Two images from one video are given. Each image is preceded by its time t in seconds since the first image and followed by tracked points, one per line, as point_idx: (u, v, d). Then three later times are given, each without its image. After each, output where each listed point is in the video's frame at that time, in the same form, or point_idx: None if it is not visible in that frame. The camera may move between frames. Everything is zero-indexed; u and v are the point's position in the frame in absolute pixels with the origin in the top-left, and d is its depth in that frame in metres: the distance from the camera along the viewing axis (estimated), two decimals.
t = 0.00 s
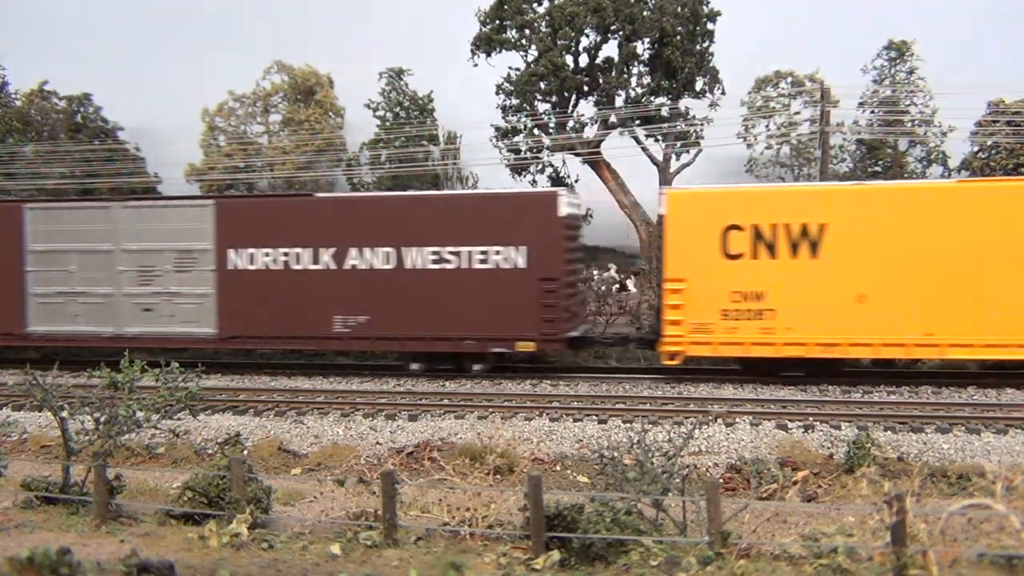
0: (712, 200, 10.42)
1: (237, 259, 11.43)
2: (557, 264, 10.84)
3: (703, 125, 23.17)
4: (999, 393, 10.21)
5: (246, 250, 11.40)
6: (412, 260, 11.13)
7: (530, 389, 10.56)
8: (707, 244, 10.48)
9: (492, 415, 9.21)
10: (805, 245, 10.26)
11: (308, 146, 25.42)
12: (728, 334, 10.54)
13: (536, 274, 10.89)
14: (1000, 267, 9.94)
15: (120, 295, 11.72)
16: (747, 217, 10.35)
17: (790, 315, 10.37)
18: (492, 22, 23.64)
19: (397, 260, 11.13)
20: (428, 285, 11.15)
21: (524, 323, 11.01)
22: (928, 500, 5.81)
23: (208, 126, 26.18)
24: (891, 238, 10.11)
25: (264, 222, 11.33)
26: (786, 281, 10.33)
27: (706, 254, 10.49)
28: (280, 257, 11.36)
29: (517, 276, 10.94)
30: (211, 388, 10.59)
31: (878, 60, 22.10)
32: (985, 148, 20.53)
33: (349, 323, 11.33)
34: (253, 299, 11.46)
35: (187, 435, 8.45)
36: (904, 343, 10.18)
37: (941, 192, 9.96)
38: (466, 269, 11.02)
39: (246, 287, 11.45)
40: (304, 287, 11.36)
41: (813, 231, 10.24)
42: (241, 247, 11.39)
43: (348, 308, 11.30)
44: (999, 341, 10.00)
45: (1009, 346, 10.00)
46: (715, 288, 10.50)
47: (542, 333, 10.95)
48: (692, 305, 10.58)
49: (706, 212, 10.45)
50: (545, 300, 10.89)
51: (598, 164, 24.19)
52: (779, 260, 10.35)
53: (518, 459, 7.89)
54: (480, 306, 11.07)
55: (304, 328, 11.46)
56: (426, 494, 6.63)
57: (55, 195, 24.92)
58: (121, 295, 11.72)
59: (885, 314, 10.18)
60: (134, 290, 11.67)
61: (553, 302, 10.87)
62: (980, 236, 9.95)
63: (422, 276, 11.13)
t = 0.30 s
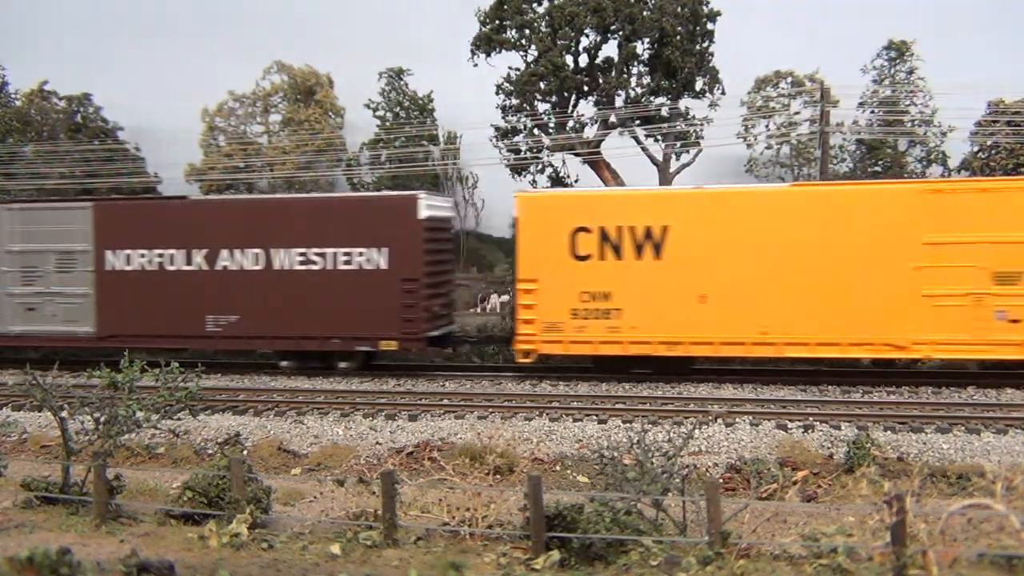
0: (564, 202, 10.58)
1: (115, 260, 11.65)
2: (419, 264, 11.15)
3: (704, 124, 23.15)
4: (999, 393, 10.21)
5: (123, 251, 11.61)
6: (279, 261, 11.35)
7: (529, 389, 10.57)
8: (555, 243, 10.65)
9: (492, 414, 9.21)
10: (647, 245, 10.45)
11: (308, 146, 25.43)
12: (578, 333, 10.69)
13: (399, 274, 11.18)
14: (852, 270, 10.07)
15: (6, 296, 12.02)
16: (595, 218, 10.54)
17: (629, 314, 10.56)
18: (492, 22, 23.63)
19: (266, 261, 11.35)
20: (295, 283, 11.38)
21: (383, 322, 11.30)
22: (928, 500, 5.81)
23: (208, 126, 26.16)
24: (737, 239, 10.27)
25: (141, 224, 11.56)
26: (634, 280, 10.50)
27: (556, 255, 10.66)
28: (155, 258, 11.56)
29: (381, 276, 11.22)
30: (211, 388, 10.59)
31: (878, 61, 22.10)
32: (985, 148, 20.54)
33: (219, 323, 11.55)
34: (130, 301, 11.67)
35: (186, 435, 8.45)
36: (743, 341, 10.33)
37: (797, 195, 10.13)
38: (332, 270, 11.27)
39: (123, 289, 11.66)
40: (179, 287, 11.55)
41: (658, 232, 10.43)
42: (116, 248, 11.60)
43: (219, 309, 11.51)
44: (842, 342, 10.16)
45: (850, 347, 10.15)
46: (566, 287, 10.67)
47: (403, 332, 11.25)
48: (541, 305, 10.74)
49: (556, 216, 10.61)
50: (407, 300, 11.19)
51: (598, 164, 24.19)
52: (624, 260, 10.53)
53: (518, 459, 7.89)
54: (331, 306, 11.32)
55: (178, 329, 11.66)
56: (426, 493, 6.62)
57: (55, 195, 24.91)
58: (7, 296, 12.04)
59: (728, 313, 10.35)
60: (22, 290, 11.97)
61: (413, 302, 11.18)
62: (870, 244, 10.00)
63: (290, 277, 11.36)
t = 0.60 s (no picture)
0: (426, 204, 10.95)
1: None
2: (287, 264, 11.44)
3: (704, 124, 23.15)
4: (999, 393, 10.21)
5: (7, 253, 12.01)
6: (156, 262, 11.64)
7: (529, 389, 10.57)
8: (416, 245, 11.01)
9: (492, 415, 9.21)
10: (502, 248, 10.84)
11: (308, 146, 25.43)
12: (438, 332, 11.05)
13: (267, 275, 11.47)
14: (676, 271, 10.53)
15: None
16: (454, 220, 10.92)
17: (488, 313, 10.94)
18: (492, 22, 23.62)
19: (142, 261, 11.63)
20: (67, 282, 11.88)
21: (249, 321, 11.57)
22: (927, 500, 5.81)
23: (207, 126, 26.16)
24: (559, 238, 10.75)
25: (21, 226, 11.94)
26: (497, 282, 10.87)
27: (419, 256, 11.02)
28: (38, 259, 11.92)
29: (251, 276, 11.49)
30: (211, 389, 10.59)
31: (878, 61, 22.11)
32: (985, 148, 20.55)
33: (98, 322, 11.82)
34: (18, 302, 12.04)
35: (187, 435, 8.45)
36: (589, 339, 10.75)
37: (644, 199, 10.57)
38: (203, 270, 11.54)
39: (9, 290, 12.05)
40: (60, 287, 11.88)
41: (512, 234, 10.84)
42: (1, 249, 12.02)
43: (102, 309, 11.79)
44: (658, 337, 10.59)
45: (694, 345, 10.52)
46: (426, 289, 11.04)
47: (273, 331, 11.51)
48: (403, 305, 11.08)
49: (416, 218, 10.99)
50: (275, 300, 11.48)
51: (598, 164, 24.18)
52: (480, 261, 10.92)
53: (518, 459, 7.89)
54: (214, 305, 11.59)
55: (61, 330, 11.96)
56: (426, 494, 6.62)
57: (55, 195, 24.91)
58: None
59: (573, 312, 10.77)
60: None
61: (281, 302, 11.47)
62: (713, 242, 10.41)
63: (153, 278, 11.66)
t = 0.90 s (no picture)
0: (330, 206, 11.17)
1: None
2: (161, 265, 11.62)
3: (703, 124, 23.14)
4: (999, 393, 10.20)
5: None
6: (37, 263, 11.93)
7: (529, 389, 10.57)
8: (283, 246, 11.28)
9: (492, 414, 9.21)
10: (364, 249, 11.12)
11: (308, 146, 25.43)
12: (304, 331, 11.29)
13: (144, 274, 11.64)
14: (547, 275, 10.72)
15: None
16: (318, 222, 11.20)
17: (351, 313, 11.19)
18: (491, 22, 23.62)
19: (25, 262, 11.92)
20: None
21: (128, 320, 11.75)
22: (927, 500, 5.81)
23: (207, 126, 26.13)
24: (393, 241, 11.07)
25: None
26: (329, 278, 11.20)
27: (284, 257, 11.28)
28: None
29: (129, 276, 11.68)
30: (211, 389, 10.59)
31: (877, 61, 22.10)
32: (985, 148, 20.56)
33: None
34: None
35: (187, 435, 8.45)
36: (452, 339, 10.98)
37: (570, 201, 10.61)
38: (82, 270, 11.79)
39: None
40: None
41: (374, 236, 11.13)
42: None
43: None
44: (503, 340, 10.86)
45: (545, 343, 10.76)
46: (295, 288, 11.28)
47: (148, 330, 11.67)
48: (270, 305, 11.32)
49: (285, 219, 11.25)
50: (151, 299, 11.65)
51: (598, 164, 24.18)
52: (344, 261, 11.18)
53: (518, 459, 7.89)
54: (99, 305, 11.80)
55: None
56: (426, 493, 6.62)
57: (55, 195, 24.89)
58: None
59: (434, 312, 11.02)
60: None
61: (157, 301, 11.64)
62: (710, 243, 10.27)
63: (39, 278, 11.94)
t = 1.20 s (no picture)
0: (208, 209, 11.39)
1: None
2: (42, 264, 11.75)
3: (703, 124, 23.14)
4: (999, 393, 10.20)
5: None
6: None
7: (528, 389, 10.56)
8: (158, 241, 11.49)
9: (491, 415, 9.21)
10: (234, 250, 11.37)
11: (308, 146, 25.41)
12: (178, 331, 11.53)
13: (25, 274, 11.81)
14: (414, 275, 11.02)
15: None
16: (189, 224, 11.43)
17: (224, 313, 11.44)
18: (491, 22, 23.62)
19: None
20: None
21: (14, 320, 11.91)
22: (927, 500, 5.81)
23: (207, 126, 26.14)
24: (275, 242, 11.31)
25: None
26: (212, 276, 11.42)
27: (161, 257, 11.49)
28: None
29: (12, 276, 11.85)
30: (211, 389, 10.59)
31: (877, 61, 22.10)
32: (985, 148, 20.57)
33: None
34: None
35: (187, 435, 8.45)
36: (317, 338, 11.27)
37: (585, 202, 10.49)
38: None
39: None
40: None
41: (243, 238, 11.38)
42: None
43: None
44: (374, 338, 11.16)
45: (406, 342, 11.09)
46: (165, 289, 11.51)
47: (32, 329, 11.83)
48: (147, 305, 11.56)
49: (157, 221, 11.48)
50: (35, 298, 11.81)
51: (598, 164, 24.18)
52: (214, 262, 11.43)
53: (518, 459, 7.89)
54: None
55: None
56: (426, 493, 6.63)
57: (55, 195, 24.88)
58: None
59: (300, 312, 11.31)
60: None
61: (40, 300, 11.79)
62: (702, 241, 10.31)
63: None
